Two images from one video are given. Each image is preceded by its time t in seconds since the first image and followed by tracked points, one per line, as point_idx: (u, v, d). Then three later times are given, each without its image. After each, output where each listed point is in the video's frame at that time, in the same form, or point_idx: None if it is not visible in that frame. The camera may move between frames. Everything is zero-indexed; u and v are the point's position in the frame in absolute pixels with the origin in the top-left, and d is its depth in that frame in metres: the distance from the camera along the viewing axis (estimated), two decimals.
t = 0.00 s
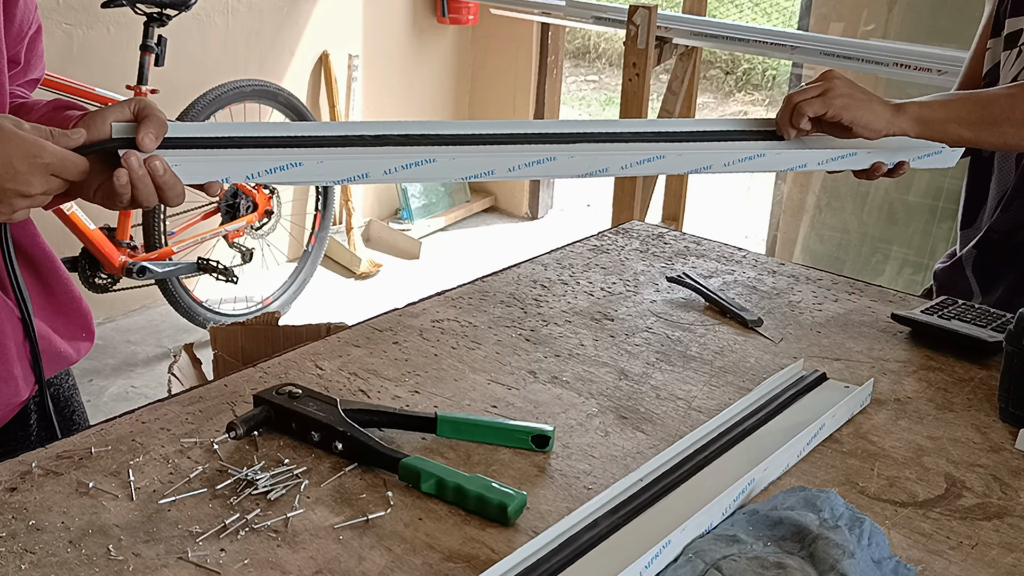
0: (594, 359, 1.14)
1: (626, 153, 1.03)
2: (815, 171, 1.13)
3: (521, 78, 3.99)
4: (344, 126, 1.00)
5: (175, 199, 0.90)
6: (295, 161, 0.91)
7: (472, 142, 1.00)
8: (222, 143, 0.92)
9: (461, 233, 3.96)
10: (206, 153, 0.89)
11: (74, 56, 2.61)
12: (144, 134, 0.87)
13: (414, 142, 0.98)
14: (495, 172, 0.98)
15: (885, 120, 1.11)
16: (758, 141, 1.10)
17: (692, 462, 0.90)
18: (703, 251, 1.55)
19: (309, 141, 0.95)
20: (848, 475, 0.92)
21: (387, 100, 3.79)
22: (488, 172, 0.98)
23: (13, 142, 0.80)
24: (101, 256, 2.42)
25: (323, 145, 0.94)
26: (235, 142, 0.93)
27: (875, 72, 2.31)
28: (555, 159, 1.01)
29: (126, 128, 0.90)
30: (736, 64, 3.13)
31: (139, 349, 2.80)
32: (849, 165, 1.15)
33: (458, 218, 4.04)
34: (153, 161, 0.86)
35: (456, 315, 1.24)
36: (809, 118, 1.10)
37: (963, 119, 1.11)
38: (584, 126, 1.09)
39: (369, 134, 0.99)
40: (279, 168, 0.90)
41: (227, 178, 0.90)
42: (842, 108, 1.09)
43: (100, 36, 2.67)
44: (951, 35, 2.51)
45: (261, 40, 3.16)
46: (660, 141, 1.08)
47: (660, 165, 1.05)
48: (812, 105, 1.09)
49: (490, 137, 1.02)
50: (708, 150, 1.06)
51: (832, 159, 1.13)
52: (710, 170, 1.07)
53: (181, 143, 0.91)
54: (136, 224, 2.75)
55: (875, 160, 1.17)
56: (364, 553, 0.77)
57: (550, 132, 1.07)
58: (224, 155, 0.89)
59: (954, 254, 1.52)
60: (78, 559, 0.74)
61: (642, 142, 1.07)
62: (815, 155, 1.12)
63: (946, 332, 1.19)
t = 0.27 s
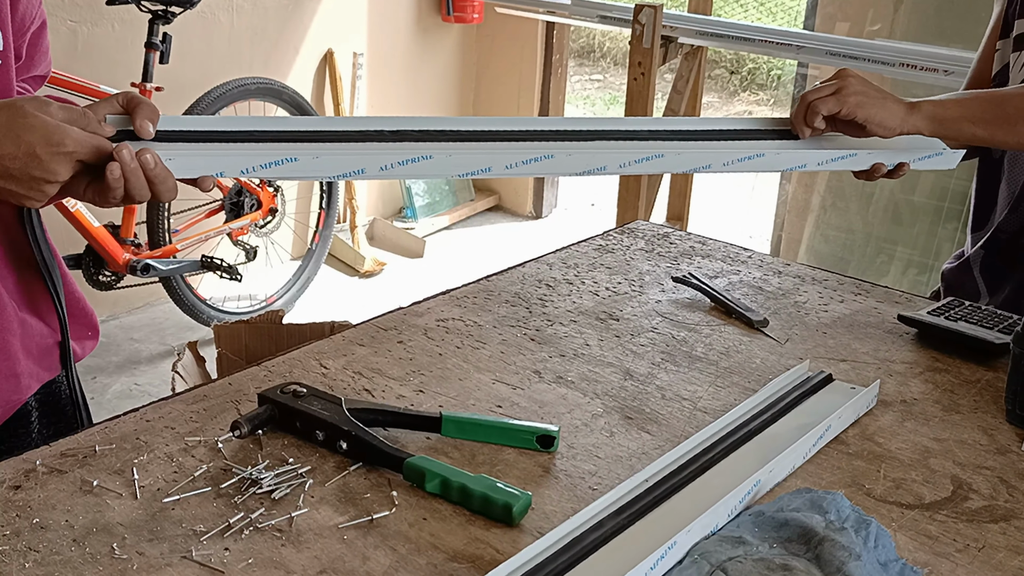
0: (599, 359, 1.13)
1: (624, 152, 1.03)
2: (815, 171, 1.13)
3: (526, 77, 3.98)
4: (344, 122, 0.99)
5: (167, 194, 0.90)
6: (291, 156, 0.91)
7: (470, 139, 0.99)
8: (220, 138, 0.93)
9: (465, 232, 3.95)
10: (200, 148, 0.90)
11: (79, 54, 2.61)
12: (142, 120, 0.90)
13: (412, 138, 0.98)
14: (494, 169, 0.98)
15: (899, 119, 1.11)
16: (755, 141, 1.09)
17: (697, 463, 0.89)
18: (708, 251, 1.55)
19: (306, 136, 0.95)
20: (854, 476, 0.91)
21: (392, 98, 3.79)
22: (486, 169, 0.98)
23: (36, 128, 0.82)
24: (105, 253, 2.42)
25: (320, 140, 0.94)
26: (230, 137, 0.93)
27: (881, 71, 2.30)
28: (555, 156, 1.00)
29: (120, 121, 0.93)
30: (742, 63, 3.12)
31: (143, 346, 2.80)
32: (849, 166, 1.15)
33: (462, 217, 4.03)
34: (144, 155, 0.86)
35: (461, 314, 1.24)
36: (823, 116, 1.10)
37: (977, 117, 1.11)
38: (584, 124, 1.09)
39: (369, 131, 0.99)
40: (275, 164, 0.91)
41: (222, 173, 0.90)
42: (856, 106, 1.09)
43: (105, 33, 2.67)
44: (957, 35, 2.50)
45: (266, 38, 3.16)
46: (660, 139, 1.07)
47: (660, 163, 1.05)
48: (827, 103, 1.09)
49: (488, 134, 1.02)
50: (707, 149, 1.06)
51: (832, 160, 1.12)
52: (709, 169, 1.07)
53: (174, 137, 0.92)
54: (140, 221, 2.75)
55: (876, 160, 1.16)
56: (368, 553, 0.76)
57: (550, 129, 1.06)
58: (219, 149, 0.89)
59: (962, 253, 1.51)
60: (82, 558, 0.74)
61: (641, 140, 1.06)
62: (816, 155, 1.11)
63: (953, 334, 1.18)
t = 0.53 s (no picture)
0: (599, 360, 1.13)
1: (625, 157, 1.03)
2: (820, 174, 1.13)
3: (527, 77, 3.98)
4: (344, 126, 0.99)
5: (170, 201, 0.91)
6: (290, 163, 0.91)
7: (470, 143, 0.99)
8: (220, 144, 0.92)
9: (465, 232, 3.95)
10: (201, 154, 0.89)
11: (80, 53, 2.61)
12: (140, 134, 0.87)
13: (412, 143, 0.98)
14: (494, 174, 0.98)
15: (906, 122, 1.12)
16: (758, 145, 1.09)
17: (697, 465, 0.89)
18: (709, 252, 1.54)
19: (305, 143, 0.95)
20: (854, 478, 0.91)
21: (393, 98, 3.78)
22: (487, 175, 0.98)
23: (10, 146, 0.82)
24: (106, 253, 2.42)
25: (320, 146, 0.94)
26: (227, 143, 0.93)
27: (882, 73, 2.30)
28: (555, 162, 1.00)
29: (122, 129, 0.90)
30: (743, 64, 3.12)
31: (143, 345, 2.80)
32: (854, 169, 1.15)
33: (463, 217, 4.03)
34: (146, 163, 0.86)
35: (461, 315, 1.24)
36: (832, 120, 1.11)
37: (986, 122, 1.11)
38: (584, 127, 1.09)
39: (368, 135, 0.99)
40: (275, 170, 0.91)
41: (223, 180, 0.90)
42: (865, 109, 1.11)
43: (106, 33, 2.67)
44: (959, 36, 2.49)
45: (268, 38, 3.16)
46: (661, 143, 1.07)
47: (661, 168, 1.05)
48: (835, 107, 1.10)
49: (488, 138, 1.02)
50: (710, 153, 1.06)
51: (837, 163, 1.13)
52: (713, 173, 1.07)
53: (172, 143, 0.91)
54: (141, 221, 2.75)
55: (882, 163, 1.16)
56: (367, 554, 0.76)
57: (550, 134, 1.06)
58: (220, 155, 0.89)
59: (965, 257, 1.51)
60: (81, 558, 0.74)
61: (642, 144, 1.06)
62: (820, 158, 1.12)
63: (954, 336, 1.18)
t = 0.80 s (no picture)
0: (595, 360, 1.13)
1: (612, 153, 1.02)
2: (807, 172, 1.13)
3: (525, 77, 3.98)
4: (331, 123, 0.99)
5: (149, 194, 0.90)
6: (274, 156, 0.91)
7: (457, 140, 0.99)
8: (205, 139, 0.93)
9: (463, 232, 3.95)
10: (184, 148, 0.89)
11: (77, 53, 2.61)
12: (126, 124, 0.89)
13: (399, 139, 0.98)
14: (480, 170, 0.97)
15: (908, 121, 1.11)
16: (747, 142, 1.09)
17: (693, 466, 0.89)
18: (706, 252, 1.54)
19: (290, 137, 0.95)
20: (850, 479, 0.91)
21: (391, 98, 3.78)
22: (473, 170, 0.97)
23: (13, 124, 0.82)
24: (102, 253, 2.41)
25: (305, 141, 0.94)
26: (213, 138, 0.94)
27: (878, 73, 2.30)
28: (542, 157, 1.00)
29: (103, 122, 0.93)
30: (740, 64, 3.12)
31: (140, 346, 2.80)
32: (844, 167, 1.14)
33: (460, 217, 4.03)
34: (126, 154, 0.86)
35: (457, 315, 1.24)
36: (833, 117, 1.10)
37: (986, 122, 1.10)
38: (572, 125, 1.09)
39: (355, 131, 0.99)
40: (259, 164, 0.91)
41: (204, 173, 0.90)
42: (866, 108, 1.10)
43: (103, 33, 2.67)
44: (956, 37, 2.50)
45: (265, 37, 3.16)
46: (649, 140, 1.07)
47: (648, 164, 1.04)
48: (837, 105, 1.10)
49: (476, 135, 1.01)
50: (696, 150, 1.06)
51: (826, 160, 1.13)
52: (700, 170, 1.07)
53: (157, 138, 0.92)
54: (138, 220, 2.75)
55: (870, 161, 1.16)
56: (363, 556, 0.76)
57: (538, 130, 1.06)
58: (203, 149, 0.89)
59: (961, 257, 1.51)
60: (76, 560, 0.74)
61: (631, 141, 1.06)
62: (807, 156, 1.12)
63: (951, 337, 1.18)
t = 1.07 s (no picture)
0: (591, 359, 1.13)
1: (612, 155, 1.02)
2: (808, 174, 1.13)
3: (522, 75, 3.98)
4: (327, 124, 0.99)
5: (150, 195, 0.90)
6: (272, 158, 0.90)
7: (455, 141, 0.99)
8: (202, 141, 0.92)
9: (460, 231, 3.94)
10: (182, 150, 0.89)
11: (72, 52, 2.60)
12: (121, 130, 0.87)
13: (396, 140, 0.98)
14: (479, 172, 0.98)
15: (915, 123, 1.12)
16: (747, 144, 1.09)
17: (688, 464, 0.89)
18: (702, 250, 1.54)
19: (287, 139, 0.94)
20: (845, 477, 0.91)
21: (387, 97, 3.78)
22: (471, 173, 0.98)
23: None
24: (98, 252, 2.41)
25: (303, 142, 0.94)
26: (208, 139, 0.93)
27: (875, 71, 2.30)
28: (540, 159, 1.00)
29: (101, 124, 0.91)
30: (737, 62, 3.12)
31: (136, 345, 2.80)
32: (843, 169, 1.15)
33: (457, 216, 4.03)
34: (126, 157, 0.86)
35: (453, 314, 1.24)
36: (841, 120, 1.12)
37: (992, 125, 1.12)
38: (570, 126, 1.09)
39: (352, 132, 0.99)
40: (257, 166, 0.90)
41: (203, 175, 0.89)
42: (876, 108, 1.10)
43: (99, 32, 2.66)
44: (952, 35, 2.50)
45: (261, 36, 3.15)
46: (648, 142, 1.07)
47: (647, 166, 1.04)
48: (846, 107, 1.11)
49: (473, 136, 1.01)
50: (697, 152, 1.06)
51: (826, 162, 1.13)
52: (700, 172, 1.07)
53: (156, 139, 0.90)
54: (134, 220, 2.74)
55: (872, 162, 1.17)
56: (357, 555, 0.76)
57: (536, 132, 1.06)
58: (201, 150, 0.89)
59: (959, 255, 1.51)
60: (69, 560, 0.74)
61: (629, 142, 1.06)
62: (808, 158, 1.12)
63: (946, 335, 1.18)
